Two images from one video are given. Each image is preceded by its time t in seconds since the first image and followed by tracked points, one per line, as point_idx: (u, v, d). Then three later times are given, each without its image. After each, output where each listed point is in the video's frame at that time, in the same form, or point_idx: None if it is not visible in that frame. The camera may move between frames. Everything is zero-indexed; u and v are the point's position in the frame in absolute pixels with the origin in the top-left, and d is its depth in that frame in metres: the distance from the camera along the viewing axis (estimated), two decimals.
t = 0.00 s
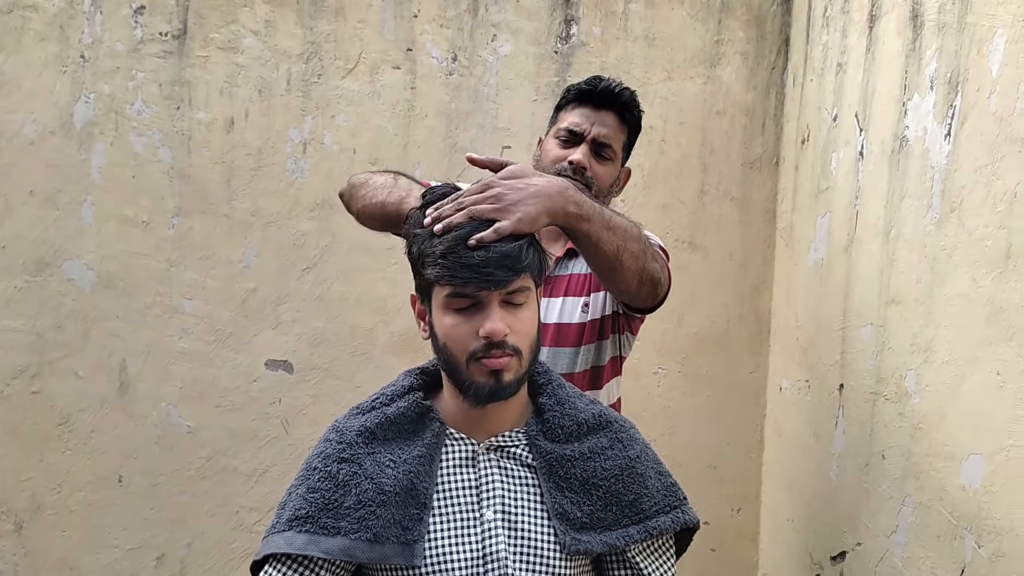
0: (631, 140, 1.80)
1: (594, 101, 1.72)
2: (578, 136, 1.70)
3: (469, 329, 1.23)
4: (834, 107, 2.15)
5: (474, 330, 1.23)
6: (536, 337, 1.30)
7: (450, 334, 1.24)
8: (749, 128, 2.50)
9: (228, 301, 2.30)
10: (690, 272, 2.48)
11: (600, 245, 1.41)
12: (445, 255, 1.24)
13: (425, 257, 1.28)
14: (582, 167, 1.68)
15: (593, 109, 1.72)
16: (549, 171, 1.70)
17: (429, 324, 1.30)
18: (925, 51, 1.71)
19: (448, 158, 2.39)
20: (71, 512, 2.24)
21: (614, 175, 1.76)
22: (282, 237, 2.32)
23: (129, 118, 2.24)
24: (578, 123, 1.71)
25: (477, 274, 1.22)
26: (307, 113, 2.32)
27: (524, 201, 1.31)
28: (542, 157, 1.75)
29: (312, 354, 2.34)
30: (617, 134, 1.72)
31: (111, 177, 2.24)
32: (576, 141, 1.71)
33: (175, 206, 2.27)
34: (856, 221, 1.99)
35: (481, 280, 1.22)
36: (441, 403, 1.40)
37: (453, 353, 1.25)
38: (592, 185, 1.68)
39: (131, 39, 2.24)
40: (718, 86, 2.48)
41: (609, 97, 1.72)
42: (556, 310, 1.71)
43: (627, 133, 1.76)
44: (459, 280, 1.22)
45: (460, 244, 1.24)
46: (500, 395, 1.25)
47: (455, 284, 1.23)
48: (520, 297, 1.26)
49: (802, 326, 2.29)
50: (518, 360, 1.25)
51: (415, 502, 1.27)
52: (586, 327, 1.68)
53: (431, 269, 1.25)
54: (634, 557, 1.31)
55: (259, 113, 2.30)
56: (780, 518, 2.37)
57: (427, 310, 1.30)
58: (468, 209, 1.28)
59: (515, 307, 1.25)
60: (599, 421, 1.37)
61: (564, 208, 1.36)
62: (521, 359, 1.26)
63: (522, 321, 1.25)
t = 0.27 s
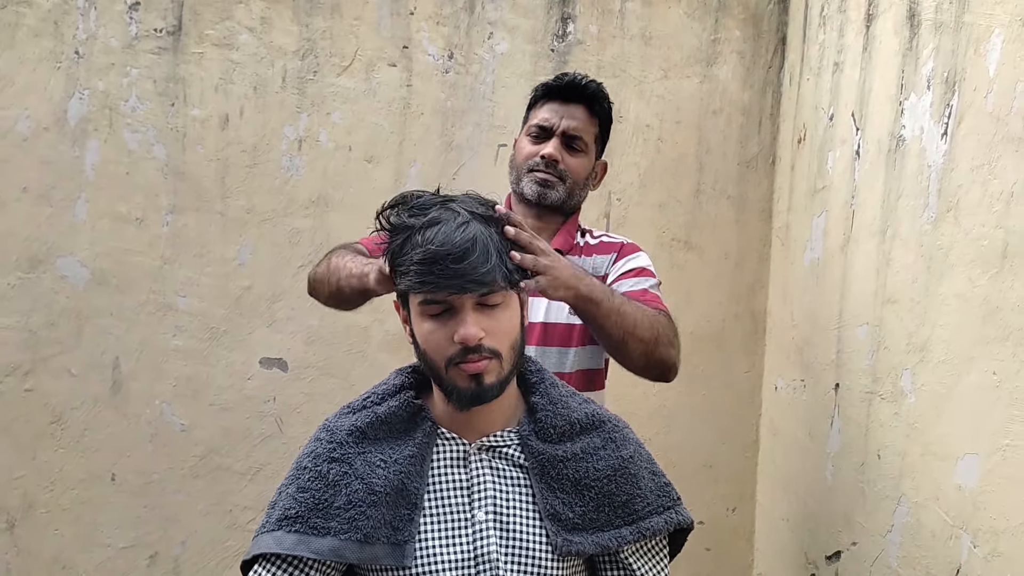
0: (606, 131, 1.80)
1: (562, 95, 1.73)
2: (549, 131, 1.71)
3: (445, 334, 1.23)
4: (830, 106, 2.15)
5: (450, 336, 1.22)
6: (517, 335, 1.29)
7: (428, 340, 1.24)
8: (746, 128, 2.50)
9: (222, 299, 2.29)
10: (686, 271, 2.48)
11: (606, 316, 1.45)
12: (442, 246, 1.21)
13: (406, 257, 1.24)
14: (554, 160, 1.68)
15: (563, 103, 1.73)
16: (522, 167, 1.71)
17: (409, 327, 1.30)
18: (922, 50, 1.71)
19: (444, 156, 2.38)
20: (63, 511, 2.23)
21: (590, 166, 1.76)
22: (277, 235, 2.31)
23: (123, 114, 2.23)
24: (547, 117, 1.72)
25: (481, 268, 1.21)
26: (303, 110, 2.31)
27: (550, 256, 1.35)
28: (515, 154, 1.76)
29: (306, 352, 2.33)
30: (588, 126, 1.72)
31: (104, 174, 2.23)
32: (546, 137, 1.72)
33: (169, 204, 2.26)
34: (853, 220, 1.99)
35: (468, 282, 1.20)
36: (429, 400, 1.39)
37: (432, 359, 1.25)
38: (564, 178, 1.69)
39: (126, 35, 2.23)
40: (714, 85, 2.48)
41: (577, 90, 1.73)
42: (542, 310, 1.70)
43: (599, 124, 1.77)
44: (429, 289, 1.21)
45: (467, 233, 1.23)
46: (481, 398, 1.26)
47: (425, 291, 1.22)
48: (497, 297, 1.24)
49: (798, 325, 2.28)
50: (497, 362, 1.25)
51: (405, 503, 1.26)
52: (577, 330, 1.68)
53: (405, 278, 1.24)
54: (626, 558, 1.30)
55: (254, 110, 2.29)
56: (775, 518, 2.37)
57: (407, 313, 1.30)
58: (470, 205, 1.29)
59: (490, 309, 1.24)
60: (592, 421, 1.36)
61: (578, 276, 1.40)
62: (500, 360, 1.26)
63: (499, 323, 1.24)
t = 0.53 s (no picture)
0: (575, 120, 1.80)
1: (527, 88, 1.73)
2: (518, 125, 1.70)
3: (451, 326, 1.23)
4: (829, 102, 2.15)
5: (456, 329, 1.22)
6: (524, 338, 1.29)
7: (434, 330, 1.24)
8: (744, 123, 2.49)
9: (219, 293, 2.28)
10: (684, 267, 2.48)
11: (612, 247, 1.45)
12: (457, 235, 1.20)
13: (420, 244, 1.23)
14: (526, 154, 1.67)
15: (528, 96, 1.72)
16: (495, 163, 1.68)
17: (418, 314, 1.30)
18: (921, 45, 1.70)
19: (441, 151, 2.38)
20: (59, 505, 2.22)
21: (564, 155, 1.75)
22: (274, 229, 2.30)
23: (119, 108, 2.22)
24: (515, 112, 1.71)
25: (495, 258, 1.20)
26: (300, 104, 2.30)
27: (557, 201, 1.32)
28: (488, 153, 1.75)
29: (303, 347, 2.32)
30: (558, 115, 1.71)
31: (100, 168, 2.21)
32: (515, 131, 1.71)
33: (166, 198, 2.25)
34: (851, 216, 1.99)
35: (481, 271, 1.19)
36: (433, 394, 1.39)
37: (437, 349, 1.25)
38: (540, 168, 1.67)
39: (122, 28, 2.22)
40: (712, 81, 2.48)
41: (541, 81, 1.73)
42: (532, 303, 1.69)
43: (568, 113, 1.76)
44: (440, 278, 1.20)
45: (484, 220, 1.22)
46: (480, 395, 1.25)
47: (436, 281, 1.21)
48: (508, 296, 1.24)
49: (796, 321, 2.28)
50: (500, 361, 1.25)
51: (408, 497, 1.26)
52: (563, 320, 1.68)
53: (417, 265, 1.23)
54: (629, 553, 1.31)
55: (251, 104, 2.28)
56: (772, 514, 2.37)
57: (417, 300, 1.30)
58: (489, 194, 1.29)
59: (501, 307, 1.24)
60: (595, 416, 1.37)
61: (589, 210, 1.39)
62: (503, 360, 1.26)
63: (507, 322, 1.24)
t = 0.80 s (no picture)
0: (565, 119, 1.78)
1: (513, 92, 1.71)
2: (505, 131, 1.70)
3: (461, 332, 1.23)
4: (828, 101, 2.15)
5: (466, 334, 1.22)
6: (532, 343, 1.29)
7: (442, 335, 1.24)
8: (744, 123, 2.49)
9: (219, 293, 2.28)
10: (683, 266, 2.48)
11: (615, 233, 1.44)
12: (470, 240, 1.20)
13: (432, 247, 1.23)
14: (515, 162, 1.67)
15: (514, 101, 1.70)
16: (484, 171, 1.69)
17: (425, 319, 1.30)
18: (920, 45, 1.71)
19: (441, 151, 2.38)
20: (59, 504, 2.22)
21: (554, 157, 1.74)
22: (274, 229, 2.30)
23: (119, 107, 2.22)
24: (501, 118, 1.70)
25: (505, 266, 1.20)
26: (300, 104, 2.30)
27: (562, 188, 1.32)
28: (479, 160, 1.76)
29: (303, 347, 2.33)
30: (545, 119, 1.70)
31: (100, 167, 2.22)
32: (503, 137, 1.70)
33: (165, 197, 2.25)
34: (850, 215, 1.99)
35: (491, 278, 1.19)
36: (436, 396, 1.39)
37: (445, 354, 1.25)
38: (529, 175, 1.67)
39: (122, 28, 2.22)
40: (712, 81, 2.48)
41: (527, 84, 1.71)
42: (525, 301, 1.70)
43: (556, 112, 1.74)
44: (451, 284, 1.21)
45: (496, 226, 1.22)
46: (488, 401, 1.26)
47: (447, 286, 1.21)
48: (517, 302, 1.24)
49: (795, 321, 2.29)
50: (509, 367, 1.25)
51: (409, 500, 1.26)
52: (555, 317, 1.69)
53: (428, 269, 1.23)
54: (631, 556, 1.31)
55: (251, 104, 2.28)
56: (771, 513, 2.38)
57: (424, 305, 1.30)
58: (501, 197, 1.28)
59: (511, 313, 1.24)
60: (597, 418, 1.37)
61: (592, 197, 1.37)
62: (512, 366, 1.26)
63: (517, 327, 1.25)
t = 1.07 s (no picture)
0: (561, 123, 1.79)
1: (513, 97, 1.70)
2: (507, 137, 1.69)
3: (460, 336, 1.23)
4: (826, 102, 2.16)
5: (465, 338, 1.23)
6: (530, 346, 1.30)
7: (441, 338, 1.25)
8: (742, 123, 2.50)
9: (218, 293, 2.28)
10: (681, 266, 2.49)
11: (609, 240, 1.45)
12: (467, 243, 1.20)
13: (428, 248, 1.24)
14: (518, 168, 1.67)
15: (515, 107, 1.70)
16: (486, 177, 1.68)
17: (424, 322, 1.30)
18: (918, 46, 1.71)
19: (440, 151, 2.39)
20: (59, 504, 2.23)
21: (552, 162, 1.75)
22: (273, 229, 2.31)
23: (118, 108, 2.23)
24: (502, 123, 1.69)
25: (500, 271, 1.20)
26: (299, 104, 2.31)
27: (554, 199, 1.32)
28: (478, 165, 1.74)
29: (303, 347, 2.33)
30: (545, 124, 1.70)
31: (100, 168, 2.22)
32: (504, 143, 1.70)
33: (165, 198, 2.25)
34: (848, 215, 2.00)
35: (486, 283, 1.20)
36: (434, 397, 1.40)
37: (444, 357, 1.26)
38: (531, 180, 1.67)
39: (121, 29, 2.22)
40: (710, 81, 2.48)
41: (528, 89, 1.70)
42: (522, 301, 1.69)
43: (554, 118, 1.75)
44: (450, 288, 1.21)
45: (493, 231, 1.22)
46: (487, 404, 1.26)
47: (445, 290, 1.22)
48: (516, 306, 1.25)
49: (793, 321, 2.29)
50: (507, 370, 1.26)
51: (408, 501, 1.27)
52: (553, 318, 1.69)
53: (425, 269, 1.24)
54: (629, 555, 1.32)
55: (250, 104, 2.28)
56: (770, 512, 2.39)
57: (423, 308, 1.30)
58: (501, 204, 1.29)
59: (509, 317, 1.25)
60: (595, 419, 1.38)
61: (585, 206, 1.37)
62: (510, 369, 1.26)
63: (516, 331, 1.25)
